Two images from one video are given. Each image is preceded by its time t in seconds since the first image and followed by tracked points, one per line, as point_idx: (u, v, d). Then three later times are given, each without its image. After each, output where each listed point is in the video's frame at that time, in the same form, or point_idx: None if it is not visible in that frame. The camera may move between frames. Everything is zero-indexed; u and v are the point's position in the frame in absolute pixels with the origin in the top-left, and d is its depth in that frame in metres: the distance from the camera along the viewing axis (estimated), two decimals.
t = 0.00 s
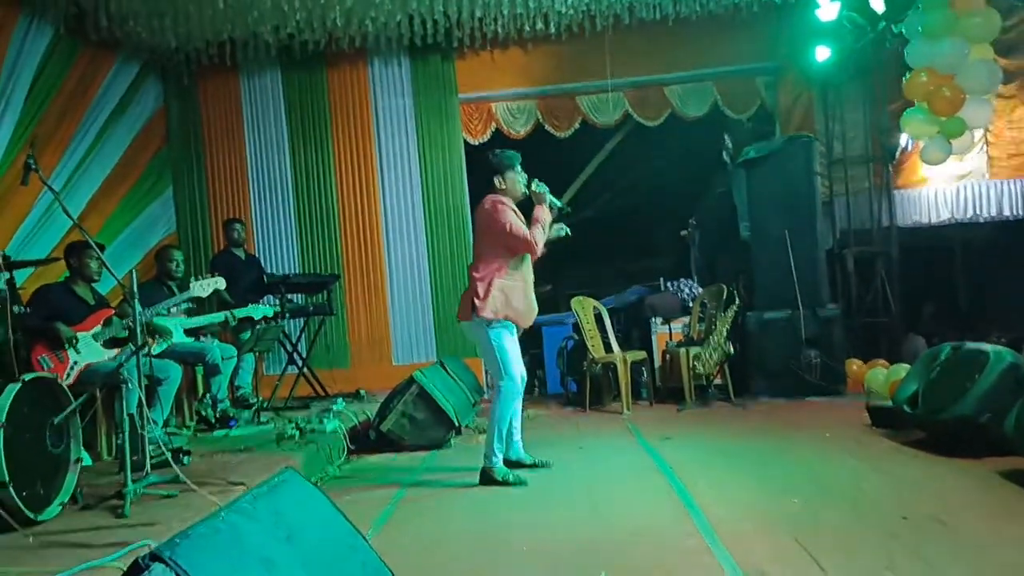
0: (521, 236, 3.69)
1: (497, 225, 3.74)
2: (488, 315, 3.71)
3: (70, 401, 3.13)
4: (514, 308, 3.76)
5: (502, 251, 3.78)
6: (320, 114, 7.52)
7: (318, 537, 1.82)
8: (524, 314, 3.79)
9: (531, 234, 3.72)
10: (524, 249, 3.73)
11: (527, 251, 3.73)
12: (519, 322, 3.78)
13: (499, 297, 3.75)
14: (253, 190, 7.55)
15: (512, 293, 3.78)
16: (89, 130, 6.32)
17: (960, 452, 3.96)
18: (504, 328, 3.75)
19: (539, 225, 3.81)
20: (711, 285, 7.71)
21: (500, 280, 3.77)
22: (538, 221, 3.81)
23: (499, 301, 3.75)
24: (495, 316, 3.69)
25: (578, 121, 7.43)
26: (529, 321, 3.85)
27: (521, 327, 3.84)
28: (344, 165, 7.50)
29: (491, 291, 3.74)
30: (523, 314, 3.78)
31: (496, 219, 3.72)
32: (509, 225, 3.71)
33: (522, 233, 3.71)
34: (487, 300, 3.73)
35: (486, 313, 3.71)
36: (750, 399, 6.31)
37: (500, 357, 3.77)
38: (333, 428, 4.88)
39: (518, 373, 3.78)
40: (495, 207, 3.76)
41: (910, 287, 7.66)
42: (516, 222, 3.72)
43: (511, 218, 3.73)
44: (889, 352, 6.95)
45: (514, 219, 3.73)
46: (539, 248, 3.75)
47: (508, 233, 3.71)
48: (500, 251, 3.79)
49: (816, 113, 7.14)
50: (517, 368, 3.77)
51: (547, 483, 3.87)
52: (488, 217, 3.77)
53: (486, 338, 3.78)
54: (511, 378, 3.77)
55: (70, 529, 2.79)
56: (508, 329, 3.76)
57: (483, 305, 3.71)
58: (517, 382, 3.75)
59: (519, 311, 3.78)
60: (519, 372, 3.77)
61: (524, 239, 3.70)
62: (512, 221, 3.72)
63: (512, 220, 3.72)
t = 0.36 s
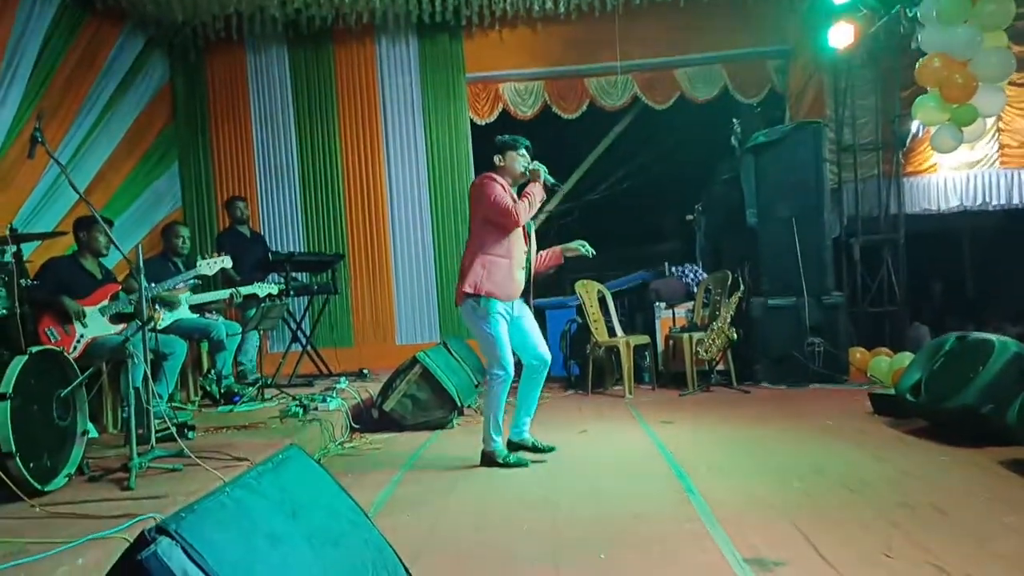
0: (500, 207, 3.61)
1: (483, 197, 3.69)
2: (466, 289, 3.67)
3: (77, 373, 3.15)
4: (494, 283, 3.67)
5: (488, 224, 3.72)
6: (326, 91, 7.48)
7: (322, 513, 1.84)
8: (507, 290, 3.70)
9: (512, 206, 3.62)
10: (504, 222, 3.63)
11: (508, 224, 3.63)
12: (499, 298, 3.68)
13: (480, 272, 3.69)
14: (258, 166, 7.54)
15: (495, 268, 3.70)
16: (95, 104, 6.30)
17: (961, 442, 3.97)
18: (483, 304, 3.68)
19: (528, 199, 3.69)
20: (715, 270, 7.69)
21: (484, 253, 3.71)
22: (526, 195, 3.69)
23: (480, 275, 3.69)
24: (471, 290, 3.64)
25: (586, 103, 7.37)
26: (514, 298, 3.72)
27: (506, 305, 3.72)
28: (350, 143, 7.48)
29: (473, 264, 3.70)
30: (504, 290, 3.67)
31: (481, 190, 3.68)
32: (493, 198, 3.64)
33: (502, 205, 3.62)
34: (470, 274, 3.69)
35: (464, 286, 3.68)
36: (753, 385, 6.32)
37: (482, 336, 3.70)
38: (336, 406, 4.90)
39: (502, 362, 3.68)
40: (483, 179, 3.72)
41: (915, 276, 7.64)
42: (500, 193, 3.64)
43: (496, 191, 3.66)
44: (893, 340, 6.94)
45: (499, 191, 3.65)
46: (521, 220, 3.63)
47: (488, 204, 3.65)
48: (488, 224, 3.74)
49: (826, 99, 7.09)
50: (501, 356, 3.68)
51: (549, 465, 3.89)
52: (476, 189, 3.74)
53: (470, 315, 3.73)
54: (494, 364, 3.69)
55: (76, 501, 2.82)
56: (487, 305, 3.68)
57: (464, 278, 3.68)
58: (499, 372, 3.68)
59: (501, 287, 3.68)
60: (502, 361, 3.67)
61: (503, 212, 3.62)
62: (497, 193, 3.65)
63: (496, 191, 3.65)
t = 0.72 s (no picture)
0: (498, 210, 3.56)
1: (483, 200, 3.64)
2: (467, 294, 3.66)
3: (80, 373, 3.16)
4: (494, 289, 3.62)
5: (490, 228, 3.67)
6: (333, 92, 7.50)
7: (323, 517, 1.84)
8: (506, 295, 3.62)
9: (509, 209, 3.56)
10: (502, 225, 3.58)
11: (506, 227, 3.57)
12: (500, 303, 3.63)
13: (481, 277, 3.65)
14: (264, 167, 7.55)
15: (497, 273, 3.65)
16: (102, 104, 6.32)
17: (964, 451, 3.96)
18: (486, 309, 3.65)
19: (528, 201, 3.61)
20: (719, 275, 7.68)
21: (485, 258, 3.67)
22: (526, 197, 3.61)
23: (482, 281, 3.66)
24: (470, 296, 3.62)
25: (591, 107, 7.38)
26: (517, 303, 3.65)
27: (511, 310, 3.66)
28: (355, 145, 7.49)
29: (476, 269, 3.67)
30: (504, 295, 3.61)
31: (481, 193, 3.64)
32: (491, 201, 3.60)
33: (500, 208, 3.57)
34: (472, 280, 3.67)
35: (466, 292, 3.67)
36: (756, 390, 6.30)
37: (492, 343, 3.67)
38: (339, 407, 4.90)
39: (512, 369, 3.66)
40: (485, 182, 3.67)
41: (920, 283, 7.61)
42: (498, 196, 3.59)
43: (496, 194, 3.61)
44: (897, 347, 6.92)
45: (499, 193, 3.60)
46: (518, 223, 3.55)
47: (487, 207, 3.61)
48: (491, 228, 3.69)
49: (833, 105, 7.08)
50: (511, 363, 3.65)
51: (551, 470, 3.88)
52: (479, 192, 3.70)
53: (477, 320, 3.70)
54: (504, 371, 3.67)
55: (78, 501, 2.82)
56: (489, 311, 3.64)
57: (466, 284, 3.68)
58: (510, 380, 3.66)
59: (501, 292, 3.63)
60: (512, 369, 3.65)
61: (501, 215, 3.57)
62: (496, 197, 3.60)
63: (495, 194, 3.60)
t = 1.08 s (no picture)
0: (535, 211, 3.53)
1: (515, 201, 3.60)
2: (506, 297, 3.59)
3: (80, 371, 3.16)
4: (535, 290, 3.58)
5: (524, 230, 3.63)
6: (337, 93, 7.51)
7: (322, 518, 1.83)
8: (549, 296, 3.60)
9: (547, 210, 3.53)
10: (539, 226, 3.55)
11: (544, 229, 3.54)
12: (540, 306, 3.60)
13: (519, 279, 3.59)
14: (267, 167, 7.56)
15: (536, 275, 3.60)
16: (106, 103, 6.33)
17: (965, 460, 3.95)
18: (525, 311, 3.60)
19: (562, 201, 3.59)
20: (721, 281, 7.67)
21: (522, 260, 3.61)
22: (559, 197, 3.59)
23: (520, 283, 3.59)
24: (512, 300, 3.56)
25: (595, 111, 7.36)
26: (557, 304, 3.63)
27: (549, 310, 3.63)
28: (358, 146, 7.50)
29: (512, 271, 3.61)
30: (545, 297, 3.58)
31: (513, 196, 3.59)
32: (528, 201, 3.55)
33: (536, 210, 3.53)
34: (509, 283, 3.60)
35: (504, 295, 3.59)
36: (756, 397, 6.29)
37: (521, 342, 3.64)
38: (339, 408, 4.90)
39: (535, 371, 3.64)
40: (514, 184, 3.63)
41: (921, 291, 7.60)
42: (533, 198, 3.55)
43: (529, 195, 3.57)
44: (898, 355, 6.90)
45: (533, 195, 3.56)
46: (556, 224, 3.53)
47: (521, 209, 3.56)
48: (524, 230, 3.65)
49: (836, 112, 7.08)
50: (536, 364, 3.63)
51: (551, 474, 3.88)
52: (507, 194, 3.66)
53: (512, 320, 3.65)
54: (527, 371, 3.64)
55: (77, 499, 2.82)
56: (529, 313, 3.60)
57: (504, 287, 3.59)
58: (532, 381, 3.64)
59: (542, 294, 3.59)
60: (536, 370, 3.62)
61: (539, 215, 3.53)
62: (530, 198, 3.56)
63: (530, 195, 3.56)
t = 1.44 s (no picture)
0: (560, 220, 3.56)
1: (539, 211, 3.62)
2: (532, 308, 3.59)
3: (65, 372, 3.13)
4: (562, 300, 3.59)
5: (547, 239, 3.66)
6: (327, 93, 7.49)
7: (311, 521, 1.83)
8: (576, 304, 3.61)
9: (572, 220, 3.56)
10: (565, 235, 3.57)
11: (569, 238, 3.57)
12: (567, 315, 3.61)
13: (545, 288, 3.60)
14: (256, 167, 7.53)
15: (561, 284, 3.62)
16: (93, 101, 6.29)
17: (951, 462, 3.98)
18: (553, 320, 3.60)
19: (585, 210, 3.63)
20: (711, 283, 7.69)
21: (547, 269, 3.63)
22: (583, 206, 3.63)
23: (546, 292, 3.60)
24: (540, 309, 3.56)
25: (586, 113, 7.37)
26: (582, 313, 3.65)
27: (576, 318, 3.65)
28: (348, 146, 7.49)
29: (538, 282, 3.62)
30: (573, 306, 3.59)
31: (537, 205, 3.61)
32: (552, 210, 3.58)
33: (561, 219, 3.56)
34: (534, 292, 3.61)
35: (530, 306, 3.60)
36: (745, 399, 6.31)
37: (559, 343, 3.62)
38: (328, 409, 4.89)
39: (585, 360, 3.60)
40: (537, 193, 3.66)
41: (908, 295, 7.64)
42: (558, 207, 3.58)
43: (554, 204, 3.60)
44: (885, 358, 6.94)
45: (558, 204, 3.59)
46: (582, 233, 3.57)
47: (545, 219, 3.59)
48: (547, 239, 3.67)
49: (825, 115, 7.13)
50: (585, 353, 3.60)
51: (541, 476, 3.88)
52: (529, 203, 3.68)
53: (541, 327, 3.64)
54: (576, 363, 3.60)
55: (63, 501, 2.81)
56: (556, 323, 3.60)
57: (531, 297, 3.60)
58: (584, 370, 3.60)
59: (569, 302, 3.60)
60: (586, 358, 3.60)
61: (564, 224, 3.56)
62: (554, 207, 3.59)
63: (554, 205, 3.58)
